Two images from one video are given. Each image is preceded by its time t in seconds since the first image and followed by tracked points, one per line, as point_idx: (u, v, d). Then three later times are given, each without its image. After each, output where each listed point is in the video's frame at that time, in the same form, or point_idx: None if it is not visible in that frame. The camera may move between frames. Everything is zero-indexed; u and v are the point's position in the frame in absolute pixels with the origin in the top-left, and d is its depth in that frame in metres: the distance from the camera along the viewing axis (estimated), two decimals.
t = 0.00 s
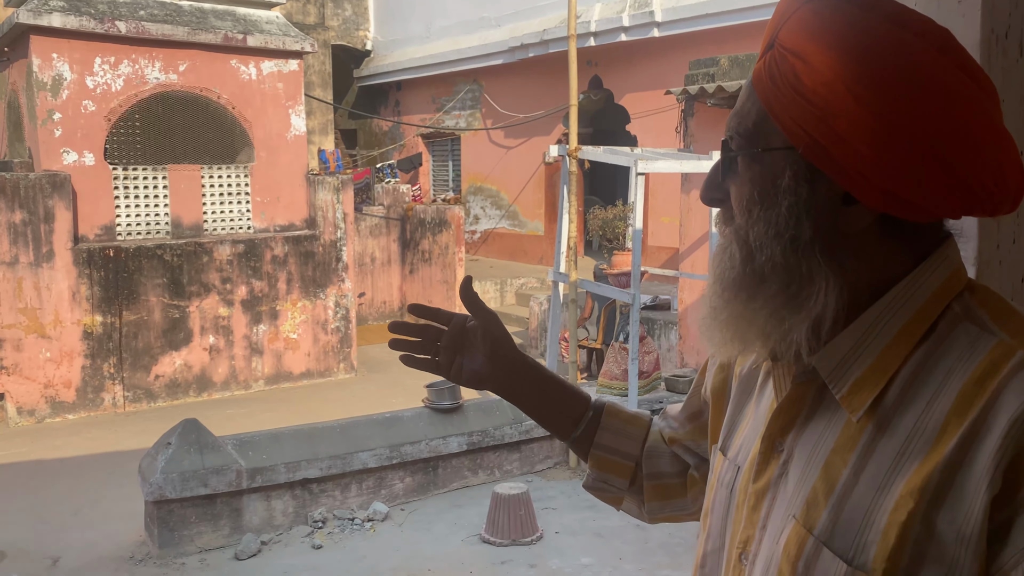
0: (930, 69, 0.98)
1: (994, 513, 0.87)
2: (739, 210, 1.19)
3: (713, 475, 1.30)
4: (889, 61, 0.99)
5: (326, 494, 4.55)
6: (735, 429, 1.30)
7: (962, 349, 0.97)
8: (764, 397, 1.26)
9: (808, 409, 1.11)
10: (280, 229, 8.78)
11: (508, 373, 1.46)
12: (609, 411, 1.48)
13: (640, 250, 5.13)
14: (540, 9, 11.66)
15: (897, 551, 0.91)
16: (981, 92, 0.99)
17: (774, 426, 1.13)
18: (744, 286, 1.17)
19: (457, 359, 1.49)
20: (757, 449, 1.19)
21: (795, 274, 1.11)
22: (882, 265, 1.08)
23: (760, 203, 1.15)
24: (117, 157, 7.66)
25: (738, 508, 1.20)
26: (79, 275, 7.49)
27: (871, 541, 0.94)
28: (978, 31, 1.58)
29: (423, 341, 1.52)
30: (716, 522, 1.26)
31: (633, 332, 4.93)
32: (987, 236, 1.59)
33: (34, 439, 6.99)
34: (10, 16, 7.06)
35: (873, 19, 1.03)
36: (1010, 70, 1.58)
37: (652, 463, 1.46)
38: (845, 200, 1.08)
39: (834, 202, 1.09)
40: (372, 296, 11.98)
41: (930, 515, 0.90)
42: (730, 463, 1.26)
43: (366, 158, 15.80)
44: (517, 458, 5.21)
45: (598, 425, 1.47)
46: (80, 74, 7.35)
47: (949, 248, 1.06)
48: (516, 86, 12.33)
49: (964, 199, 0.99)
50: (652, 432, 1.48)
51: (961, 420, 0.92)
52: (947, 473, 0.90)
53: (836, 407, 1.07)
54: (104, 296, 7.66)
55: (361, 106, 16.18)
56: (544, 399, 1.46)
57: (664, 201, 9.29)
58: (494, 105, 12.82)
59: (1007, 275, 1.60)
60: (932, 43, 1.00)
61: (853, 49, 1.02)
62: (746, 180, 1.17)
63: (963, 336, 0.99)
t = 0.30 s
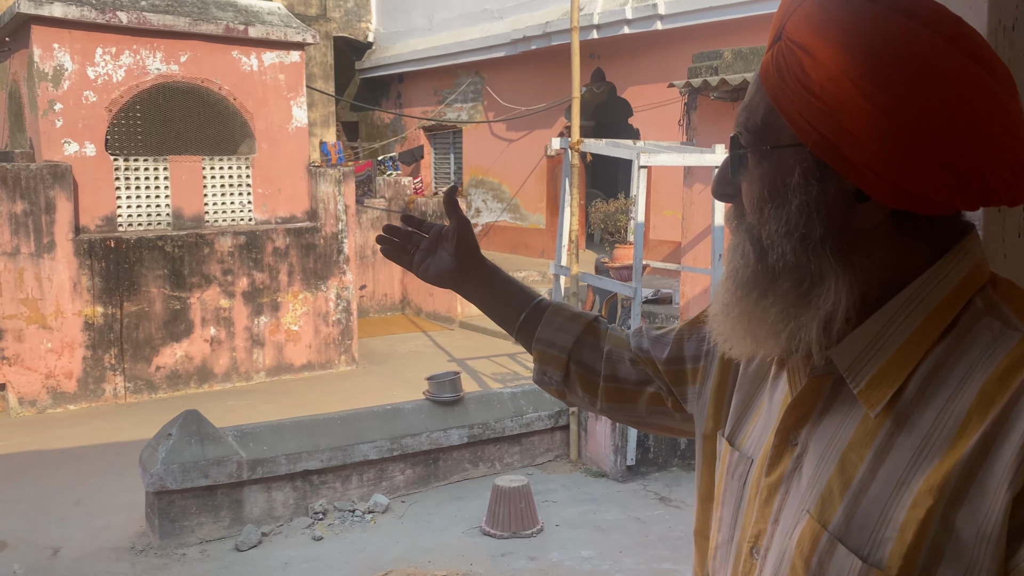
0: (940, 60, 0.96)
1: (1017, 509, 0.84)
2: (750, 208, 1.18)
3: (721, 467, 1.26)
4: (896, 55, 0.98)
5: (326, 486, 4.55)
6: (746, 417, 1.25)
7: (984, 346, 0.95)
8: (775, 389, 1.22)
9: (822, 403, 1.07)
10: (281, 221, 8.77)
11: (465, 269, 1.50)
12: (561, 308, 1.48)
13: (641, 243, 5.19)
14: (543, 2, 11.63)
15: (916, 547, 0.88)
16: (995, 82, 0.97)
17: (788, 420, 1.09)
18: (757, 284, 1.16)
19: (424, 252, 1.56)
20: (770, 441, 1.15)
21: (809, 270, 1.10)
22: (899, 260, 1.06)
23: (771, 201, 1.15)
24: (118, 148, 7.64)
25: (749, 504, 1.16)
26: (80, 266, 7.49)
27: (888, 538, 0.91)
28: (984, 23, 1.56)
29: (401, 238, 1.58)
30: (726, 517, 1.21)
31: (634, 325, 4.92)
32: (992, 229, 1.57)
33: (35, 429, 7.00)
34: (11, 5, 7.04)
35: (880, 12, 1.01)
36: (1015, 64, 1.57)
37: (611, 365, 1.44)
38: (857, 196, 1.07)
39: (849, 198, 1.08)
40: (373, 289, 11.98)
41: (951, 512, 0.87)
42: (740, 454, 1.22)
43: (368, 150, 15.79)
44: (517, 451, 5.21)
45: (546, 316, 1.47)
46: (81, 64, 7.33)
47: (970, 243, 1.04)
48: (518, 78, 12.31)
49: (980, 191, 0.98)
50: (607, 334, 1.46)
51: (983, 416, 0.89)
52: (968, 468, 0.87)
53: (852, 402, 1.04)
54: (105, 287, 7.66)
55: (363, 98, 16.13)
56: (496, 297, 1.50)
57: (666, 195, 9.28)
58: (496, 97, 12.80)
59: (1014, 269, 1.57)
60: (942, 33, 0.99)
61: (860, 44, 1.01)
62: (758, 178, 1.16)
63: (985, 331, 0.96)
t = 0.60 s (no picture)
0: (964, 50, 0.94)
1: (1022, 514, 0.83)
2: (761, 201, 1.17)
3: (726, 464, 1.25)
4: (920, 44, 0.95)
5: (329, 482, 4.56)
6: (753, 409, 1.23)
7: (992, 348, 0.94)
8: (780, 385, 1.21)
9: (829, 401, 1.06)
10: (285, 217, 8.77)
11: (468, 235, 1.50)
12: (549, 278, 1.47)
13: (646, 240, 5.09)
14: None
15: (919, 549, 0.87)
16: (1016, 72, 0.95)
17: (793, 419, 1.09)
18: (768, 278, 1.15)
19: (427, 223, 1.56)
20: (775, 440, 1.14)
21: (820, 265, 1.09)
22: (908, 258, 1.06)
23: (785, 193, 1.13)
24: (122, 144, 7.65)
25: (752, 502, 1.15)
26: (84, 261, 7.50)
27: (892, 540, 0.90)
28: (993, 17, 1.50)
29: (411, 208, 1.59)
30: (730, 515, 1.20)
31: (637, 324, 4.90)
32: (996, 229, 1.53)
33: (39, 425, 7.01)
34: (16, 1, 7.04)
35: None
36: None
37: (609, 336, 1.43)
38: (874, 189, 1.06)
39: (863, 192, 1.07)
40: (376, 286, 11.99)
41: (955, 514, 0.86)
42: (744, 452, 1.21)
43: (372, 147, 15.79)
44: (520, 448, 5.20)
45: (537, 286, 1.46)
46: (85, 60, 7.34)
47: (982, 242, 1.03)
48: (523, 75, 12.29)
49: (1000, 187, 0.96)
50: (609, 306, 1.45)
51: (991, 418, 0.88)
52: (973, 471, 0.86)
53: (858, 400, 1.03)
54: (109, 283, 7.68)
55: (367, 94, 16.11)
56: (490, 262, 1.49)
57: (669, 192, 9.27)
58: (501, 94, 12.79)
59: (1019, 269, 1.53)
60: (969, 23, 0.96)
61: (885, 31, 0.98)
62: (773, 169, 1.14)
63: (995, 333, 0.95)
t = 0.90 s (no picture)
0: (982, 44, 0.93)
1: None
2: (771, 195, 1.15)
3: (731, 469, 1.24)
4: (940, 36, 0.94)
5: (334, 482, 4.55)
6: (757, 415, 1.23)
7: (1003, 346, 0.92)
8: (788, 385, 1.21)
9: (838, 401, 1.05)
10: (290, 217, 8.78)
11: (519, 310, 1.42)
12: (613, 372, 1.43)
13: (651, 240, 5.05)
14: None
15: (935, 550, 0.86)
16: None
17: (802, 419, 1.08)
18: (778, 277, 1.14)
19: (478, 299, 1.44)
20: (782, 440, 1.13)
21: (833, 261, 1.08)
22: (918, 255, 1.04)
23: (797, 186, 1.11)
24: (128, 143, 7.67)
25: (760, 503, 1.14)
26: (90, 261, 7.52)
27: (906, 539, 0.89)
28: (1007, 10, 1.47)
29: (471, 262, 1.44)
30: (736, 517, 1.20)
31: (644, 323, 4.88)
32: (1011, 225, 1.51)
33: (44, 423, 7.03)
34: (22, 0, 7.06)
35: None
36: None
37: (658, 441, 1.42)
38: (888, 183, 1.03)
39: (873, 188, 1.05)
40: (381, 285, 11.99)
41: (970, 514, 0.85)
42: (751, 454, 1.20)
43: (377, 146, 15.80)
44: (525, 448, 5.19)
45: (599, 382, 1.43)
46: (91, 59, 7.36)
47: (988, 241, 1.02)
48: (528, 75, 12.28)
49: (1014, 184, 0.95)
50: (656, 410, 1.43)
51: (1004, 415, 0.87)
52: (988, 471, 0.85)
53: (868, 399, 1.02)
54: (114, 282, 7.69)
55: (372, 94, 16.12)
56: (554, 350, 1.43)
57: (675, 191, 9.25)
58: (506, 94, 12.78)
59: None
60: (988, 17, 0.95)
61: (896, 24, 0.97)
62: (779, 165, 1.13)
63: (1006, 330, 0.94)
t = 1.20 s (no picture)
0: None
1: None
2: (809, 196, 1.14)
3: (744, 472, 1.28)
4: (991, 20, 0.94)
5: (341, 482, 4.56)
6: (768, 428, 1.28)
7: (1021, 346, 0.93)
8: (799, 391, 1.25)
9: (852, 404, 1.07)
10: (298, 218, 8.79)
11: None
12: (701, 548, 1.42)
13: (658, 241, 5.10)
14: None
15: (958, 554, 0.87)
16: None
17: (815, 423, 1.10)
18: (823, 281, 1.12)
19: None
20: (794, 444, 1.16)
21: (852, 258, 1.09)
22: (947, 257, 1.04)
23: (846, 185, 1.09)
24: (136, 145, 7.71)
25: (772, 506, 1.17)
26: (98, 261, 7.54)
27: (928, 542, 0.91)
28: None
29: None
30: (746, 521, 1.23)
31: (651, 324, 4.86)
32: None
33: (53, 424, 7.06)
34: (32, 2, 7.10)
35: None
36: None
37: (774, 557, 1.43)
38: (942, 179, 1.02)
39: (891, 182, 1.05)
40: (388, 286, 12.00)
41: (993, 517, 0.86)
42: (762, 459, 1.24)
43: (384, 147, 15.82)
44: (532, 449, 5.19)
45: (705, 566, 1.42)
46: (100, 61, 7.39)
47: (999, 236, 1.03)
48: (535, 76, 12.28)
49: None
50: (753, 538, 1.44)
51: None
52: (1010, 474, 0.86)
53: (883, 401, 1.03)
54: (123, 283, 7.71)
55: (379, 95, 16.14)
56: None
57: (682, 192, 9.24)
58: (513, 95, 12.78)
59: None
60: None
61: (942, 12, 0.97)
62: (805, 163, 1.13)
63: None
